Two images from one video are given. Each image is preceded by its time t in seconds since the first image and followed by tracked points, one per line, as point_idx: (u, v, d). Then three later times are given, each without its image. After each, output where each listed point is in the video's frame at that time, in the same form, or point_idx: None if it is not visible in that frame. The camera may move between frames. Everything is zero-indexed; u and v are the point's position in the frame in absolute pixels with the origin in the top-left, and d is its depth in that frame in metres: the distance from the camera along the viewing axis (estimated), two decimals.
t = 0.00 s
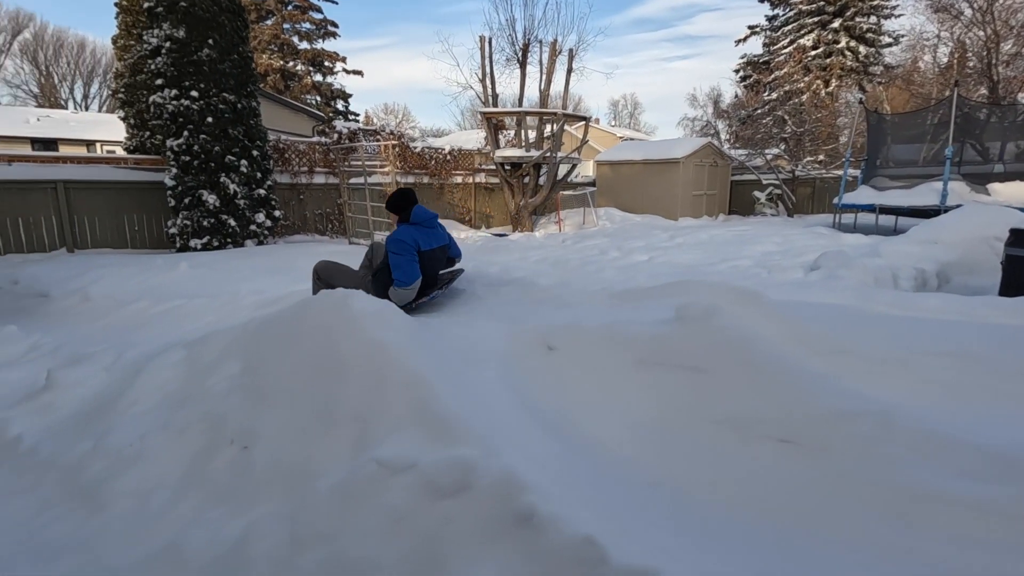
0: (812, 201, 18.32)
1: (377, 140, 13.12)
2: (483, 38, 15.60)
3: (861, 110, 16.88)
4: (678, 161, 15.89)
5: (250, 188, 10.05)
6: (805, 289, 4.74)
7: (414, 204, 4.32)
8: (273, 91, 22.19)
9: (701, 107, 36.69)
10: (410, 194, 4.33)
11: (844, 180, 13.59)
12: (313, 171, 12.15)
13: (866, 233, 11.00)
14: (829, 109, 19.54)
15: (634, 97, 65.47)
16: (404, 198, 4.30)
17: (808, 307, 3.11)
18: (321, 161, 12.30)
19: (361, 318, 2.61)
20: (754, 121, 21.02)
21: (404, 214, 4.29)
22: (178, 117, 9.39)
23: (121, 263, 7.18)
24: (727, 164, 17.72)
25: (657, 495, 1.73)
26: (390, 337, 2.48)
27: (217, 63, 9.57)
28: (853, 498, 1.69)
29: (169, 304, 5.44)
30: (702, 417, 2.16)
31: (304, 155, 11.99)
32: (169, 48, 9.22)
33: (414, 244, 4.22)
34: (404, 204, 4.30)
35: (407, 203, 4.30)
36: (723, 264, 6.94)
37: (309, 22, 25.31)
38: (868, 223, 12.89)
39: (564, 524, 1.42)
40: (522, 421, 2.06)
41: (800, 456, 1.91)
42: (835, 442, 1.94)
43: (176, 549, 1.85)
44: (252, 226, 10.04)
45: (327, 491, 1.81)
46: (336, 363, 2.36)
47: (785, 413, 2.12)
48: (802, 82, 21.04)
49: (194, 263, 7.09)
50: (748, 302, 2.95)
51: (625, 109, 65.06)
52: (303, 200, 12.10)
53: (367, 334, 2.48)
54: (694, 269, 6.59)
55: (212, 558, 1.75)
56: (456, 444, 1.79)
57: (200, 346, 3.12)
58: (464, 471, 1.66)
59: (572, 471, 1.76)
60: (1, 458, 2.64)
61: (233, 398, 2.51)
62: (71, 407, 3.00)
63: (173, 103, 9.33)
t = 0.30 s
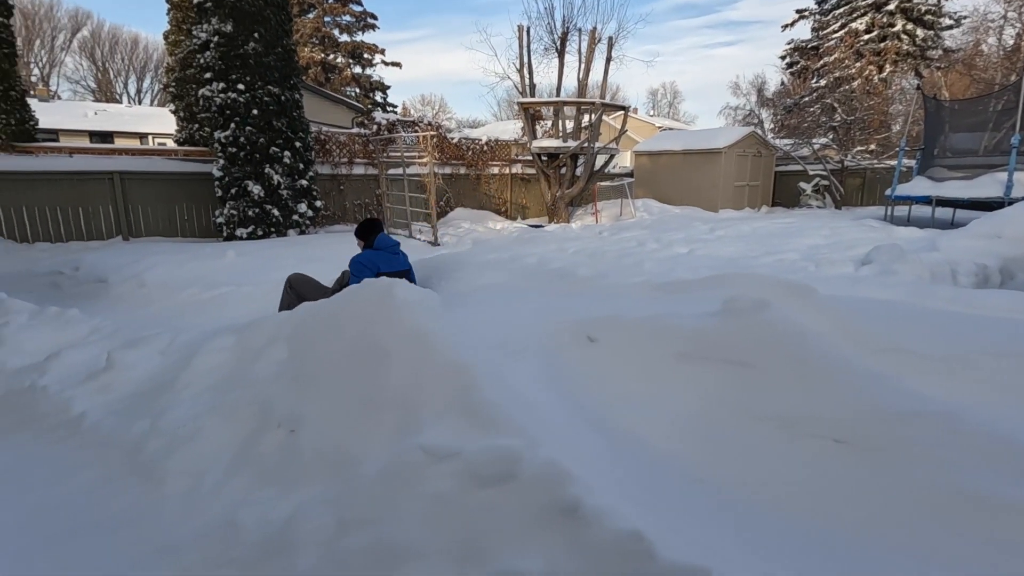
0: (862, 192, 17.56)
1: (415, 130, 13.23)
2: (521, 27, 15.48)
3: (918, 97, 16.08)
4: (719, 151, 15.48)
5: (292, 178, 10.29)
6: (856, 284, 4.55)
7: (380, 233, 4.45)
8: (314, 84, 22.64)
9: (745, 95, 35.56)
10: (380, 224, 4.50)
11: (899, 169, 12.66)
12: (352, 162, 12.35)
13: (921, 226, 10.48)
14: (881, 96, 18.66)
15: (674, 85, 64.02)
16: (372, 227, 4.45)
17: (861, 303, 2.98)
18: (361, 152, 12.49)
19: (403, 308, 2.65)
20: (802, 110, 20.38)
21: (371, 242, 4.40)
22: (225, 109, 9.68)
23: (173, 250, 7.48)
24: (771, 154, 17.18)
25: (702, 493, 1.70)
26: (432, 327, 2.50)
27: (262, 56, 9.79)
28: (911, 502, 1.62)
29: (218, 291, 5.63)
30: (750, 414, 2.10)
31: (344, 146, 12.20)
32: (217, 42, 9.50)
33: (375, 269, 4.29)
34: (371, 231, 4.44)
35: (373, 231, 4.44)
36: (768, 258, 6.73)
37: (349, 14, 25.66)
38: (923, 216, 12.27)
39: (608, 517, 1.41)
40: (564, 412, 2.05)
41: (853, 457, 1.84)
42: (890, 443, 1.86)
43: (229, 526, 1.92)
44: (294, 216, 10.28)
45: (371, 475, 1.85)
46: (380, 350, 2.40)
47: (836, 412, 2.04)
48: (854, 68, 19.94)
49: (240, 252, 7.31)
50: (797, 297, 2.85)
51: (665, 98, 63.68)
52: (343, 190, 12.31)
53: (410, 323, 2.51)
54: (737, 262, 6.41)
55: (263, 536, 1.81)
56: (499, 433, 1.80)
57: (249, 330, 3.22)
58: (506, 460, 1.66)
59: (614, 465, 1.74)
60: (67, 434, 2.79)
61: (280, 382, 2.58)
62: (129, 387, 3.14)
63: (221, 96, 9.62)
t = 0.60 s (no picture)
0: (926, 184, 16.55)
1: (458, 122, 13.22)
2: (566, 15, 15.20)
3: (993, 82, 14.95)
4: (772, 140, 14.85)
5: (339, 171, 10.45)
6: (930, 282, 4.24)
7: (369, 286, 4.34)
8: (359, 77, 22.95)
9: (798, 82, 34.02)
10: (376, 279, 4.34)
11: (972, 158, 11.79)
12: (396, 154, 12.44)
13: (994, 220, 9.78)
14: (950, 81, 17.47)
15: (722, 73, 61.95)
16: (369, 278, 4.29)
17: (944, 304, 2.75)
18: (405, 143, 12.57)
19: (456, 305, 2.62)
20: (862, 96, 19.31)
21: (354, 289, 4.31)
22: (275, 103, 9.90)
23: (226, 240, 7.70)
24: (827, 143, 16.39)
25: (777, 506, 1.58)
26: (484, 323, 2.44)
27: (311, 50, 9.94)
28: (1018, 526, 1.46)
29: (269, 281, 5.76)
30: (823, 420, 1.96)
31: (388, 138, 12.30)
32: (268, 37, 9.71)
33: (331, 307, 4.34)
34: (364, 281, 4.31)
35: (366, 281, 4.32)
36: (827, 253, 6.39)
37: (393, 7, 25.83)
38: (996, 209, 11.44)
39: (679, 532, 1.32)
40: (622, 413, 1.97)
41: (945, 473, 1.67)
42: (989, 458, 1.69)
43: (283, 518, 1.92)
44: (340, 207, 10.45)
45: (426, 474, 1.81)
46: (431, 346, 2.36)
47: (923, 423, 1.87)
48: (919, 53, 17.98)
49: (289, 242, 7.45)
50: (870, 299, 2.67)
51: (711, 86, 61.76)
52: (387, 182, 12.43)
53: (461, 320, 2.46)
54: (794, 257, 6.11)
55: (317, 530, 1.79)
56: (557, 436, 1.72)
57: (301, 322, 3.25)
58: (566, 465, 1.59)
59: (681, 474, 1.64)
60: (131, 418, 2.89)
61: (331, 375, 2.58)
62: (187, 376, 3.22)
63: (271, 90, 9.84)
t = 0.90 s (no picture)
0: (1012, 177, 15.24)
1: (507, 115, 13.05)
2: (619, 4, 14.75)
3: None
4: (838, 131, 14.00)
5: (389, 165, 10.46)
6: None
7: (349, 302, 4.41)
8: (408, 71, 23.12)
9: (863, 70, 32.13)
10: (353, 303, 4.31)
11: None
12: (445, 148, 12.39)
13: None
14: None
15: (778, 63, 59.39)
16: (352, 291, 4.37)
17: None
18: (454, 137, 12.50)
19: (522, 307, 2.46)
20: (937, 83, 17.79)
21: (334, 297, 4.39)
22: (329, 98, 9.99)
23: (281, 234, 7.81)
24: (899, 134, 15.35)
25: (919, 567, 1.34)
26: (554, 328, 2.27)
27: (364, 44, 9.96)
28: None
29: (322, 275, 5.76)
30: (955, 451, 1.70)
31: (438, 132, 12.26)
32: (322, 32, 9.79)
33: (304, 304, 4.42)
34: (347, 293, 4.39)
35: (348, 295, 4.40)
36: (911, 252, 5.87)
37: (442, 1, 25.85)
38: None
39: None
40: (716, 437, 1.77)
41: None
42: None
43: (344, 533, 1.81)
44: (390, 201, 10.47)
45: (502, 501, 1.67)
46: (499, 354, 2.22)
47: None
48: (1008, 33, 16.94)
49: (341, 236, 7.48)
50: (995, 309, 2.34)
51: (766, 75, 59.33)
52: (436, 176, 12.41)
53: (530, 325, 2.30)
54: (874, 257, 5.64)
55: (382, 552, 1.66)
56: (651, 469, 1.56)
57: (357, 320, 3.15)
58: (666, 504, 1.42)
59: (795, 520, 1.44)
60: (191, 414, 2.86)
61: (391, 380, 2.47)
62: (245, 372, 3.19)
63: (325, 85, 9.94)
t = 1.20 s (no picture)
0: None
1: (556, 109, 12.79)
2: None
3: None
4: (908, 124, 13.12)
5: (436, 160, 10.38)
6: None
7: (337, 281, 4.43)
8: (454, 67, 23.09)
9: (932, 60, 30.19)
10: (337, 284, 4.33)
11: None
12: (492, 143, 12.26)
13: None
14: None
15: (836, 54, 56.70)
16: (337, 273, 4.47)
17: None
18: (501, 132, 12.35)
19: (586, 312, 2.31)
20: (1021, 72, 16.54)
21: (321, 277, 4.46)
22: (379, 93, 10.00)
23: (330, 229, 7.84)
24: (976, 128, 14.28)
25: None
26: (631, 339, 2.11)
27: (414, 38, 9.89)
28: None
29: (371, 273, 5.69)
30: None
31: (485, 127, 12.14)
32: (373, 26, 9.78)
33: (293, 283, 4.47)
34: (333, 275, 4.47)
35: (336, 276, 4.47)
36: (1007, 257, 5.32)
37: None
38: None
39: None
40: (822, 467, 1.63)
41: None
42: None
43: (407, 571, 1.69)
44: (437, 197, 10.39)
45: (598, 550, 1.61)
46: (577, 372, 2.10)
47: None
48: None
49: (389, 232, 7.42)
50: None
51: (823, 65, 56.66)
52: (482, 171, 12.29)
53: (606, 335, 2.14)
54: (966, 263, 5.13)
55: None
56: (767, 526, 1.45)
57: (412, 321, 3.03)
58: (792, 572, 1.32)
59: None
60: (244, 417, 2.79)
61: (455, 391, 2.37)
62: (297, 374, 3.11)
63: (375, 80, 9.95)
